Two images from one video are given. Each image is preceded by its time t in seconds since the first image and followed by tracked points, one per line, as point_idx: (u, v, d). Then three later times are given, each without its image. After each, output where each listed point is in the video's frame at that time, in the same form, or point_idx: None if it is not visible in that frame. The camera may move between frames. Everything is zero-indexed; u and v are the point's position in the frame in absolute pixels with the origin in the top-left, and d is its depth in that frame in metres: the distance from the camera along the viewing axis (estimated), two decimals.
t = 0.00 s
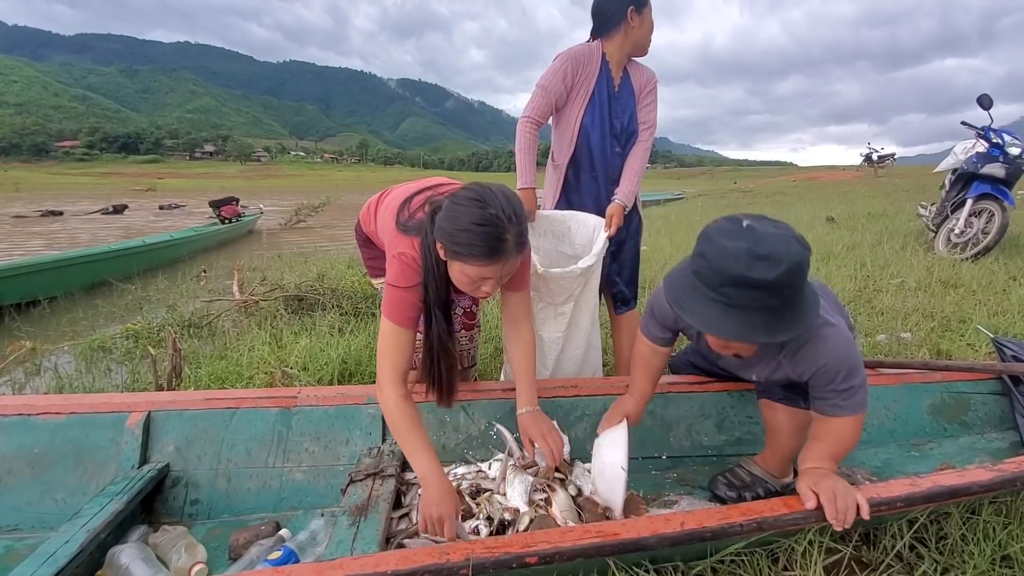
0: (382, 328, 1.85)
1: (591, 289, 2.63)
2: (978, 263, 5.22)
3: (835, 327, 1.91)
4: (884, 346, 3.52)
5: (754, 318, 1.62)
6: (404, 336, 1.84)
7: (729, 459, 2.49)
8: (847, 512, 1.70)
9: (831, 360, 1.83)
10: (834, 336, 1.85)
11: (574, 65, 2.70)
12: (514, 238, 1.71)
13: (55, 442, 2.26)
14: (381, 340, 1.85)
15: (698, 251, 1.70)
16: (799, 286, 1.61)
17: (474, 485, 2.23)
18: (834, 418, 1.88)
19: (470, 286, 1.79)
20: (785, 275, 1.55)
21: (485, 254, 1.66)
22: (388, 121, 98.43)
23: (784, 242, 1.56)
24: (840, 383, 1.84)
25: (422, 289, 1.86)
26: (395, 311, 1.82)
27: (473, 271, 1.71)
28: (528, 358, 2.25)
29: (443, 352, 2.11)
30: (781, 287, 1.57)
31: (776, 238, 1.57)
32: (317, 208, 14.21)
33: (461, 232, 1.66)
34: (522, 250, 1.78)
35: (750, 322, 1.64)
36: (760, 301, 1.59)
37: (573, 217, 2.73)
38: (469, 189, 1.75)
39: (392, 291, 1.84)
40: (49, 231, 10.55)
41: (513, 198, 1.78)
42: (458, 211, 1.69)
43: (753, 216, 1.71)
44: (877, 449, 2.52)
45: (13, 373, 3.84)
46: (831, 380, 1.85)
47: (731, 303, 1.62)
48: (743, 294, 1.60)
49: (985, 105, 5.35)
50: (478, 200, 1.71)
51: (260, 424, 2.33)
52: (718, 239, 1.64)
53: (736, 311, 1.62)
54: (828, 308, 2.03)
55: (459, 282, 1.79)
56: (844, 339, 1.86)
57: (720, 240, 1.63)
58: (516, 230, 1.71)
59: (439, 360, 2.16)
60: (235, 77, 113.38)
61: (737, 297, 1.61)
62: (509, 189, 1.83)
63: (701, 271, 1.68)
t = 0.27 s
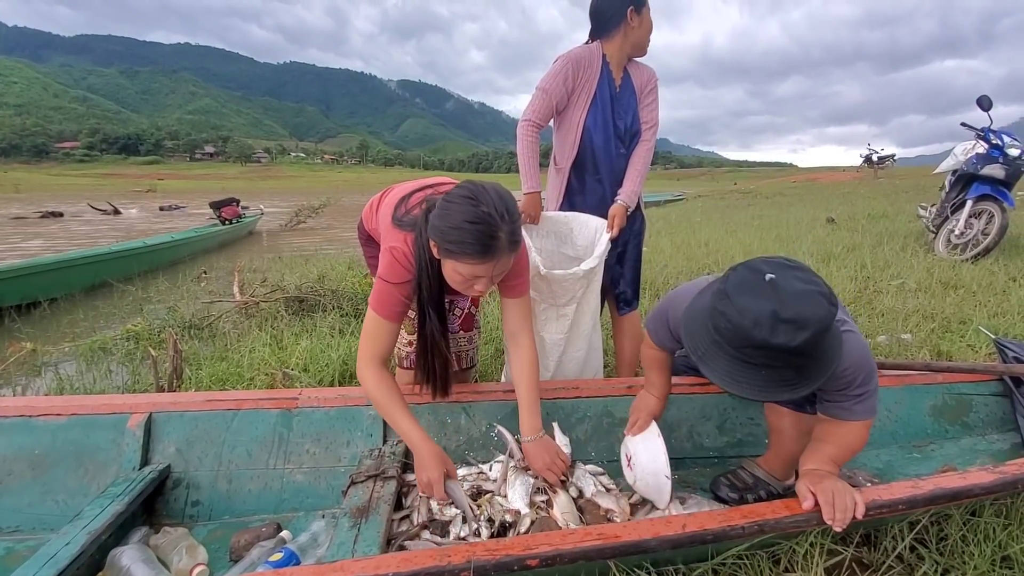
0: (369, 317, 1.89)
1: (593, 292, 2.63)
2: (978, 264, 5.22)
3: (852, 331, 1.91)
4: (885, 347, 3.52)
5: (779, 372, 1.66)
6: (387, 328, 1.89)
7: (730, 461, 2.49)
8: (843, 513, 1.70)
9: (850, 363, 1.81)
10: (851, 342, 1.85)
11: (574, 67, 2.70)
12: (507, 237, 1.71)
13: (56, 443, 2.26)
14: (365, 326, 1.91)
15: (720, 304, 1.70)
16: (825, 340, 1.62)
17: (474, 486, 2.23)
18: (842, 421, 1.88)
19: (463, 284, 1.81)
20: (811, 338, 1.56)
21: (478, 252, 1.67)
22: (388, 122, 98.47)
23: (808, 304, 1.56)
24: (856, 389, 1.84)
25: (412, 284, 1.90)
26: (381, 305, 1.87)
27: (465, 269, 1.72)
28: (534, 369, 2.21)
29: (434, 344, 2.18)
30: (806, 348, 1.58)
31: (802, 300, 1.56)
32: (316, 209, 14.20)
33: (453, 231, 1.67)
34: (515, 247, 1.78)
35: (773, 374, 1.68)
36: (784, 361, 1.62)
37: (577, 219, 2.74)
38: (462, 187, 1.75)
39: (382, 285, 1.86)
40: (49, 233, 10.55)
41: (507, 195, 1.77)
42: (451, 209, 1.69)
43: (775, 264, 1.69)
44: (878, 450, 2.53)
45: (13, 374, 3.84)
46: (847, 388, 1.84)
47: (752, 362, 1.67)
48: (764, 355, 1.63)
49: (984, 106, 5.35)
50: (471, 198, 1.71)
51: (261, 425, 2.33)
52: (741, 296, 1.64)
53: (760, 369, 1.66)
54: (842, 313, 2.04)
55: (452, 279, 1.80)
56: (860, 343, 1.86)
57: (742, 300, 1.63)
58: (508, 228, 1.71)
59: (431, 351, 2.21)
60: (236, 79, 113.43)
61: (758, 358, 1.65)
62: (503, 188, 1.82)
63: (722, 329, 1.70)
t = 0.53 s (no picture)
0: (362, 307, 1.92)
1: (594, 294, 2.62)
2: (978, 266, 5.22)
3: (860, 333, 1.92)
4: (885, 349, 3.52)
5: (786, 357, 1.66)
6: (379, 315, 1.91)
7: (731, 462, 2.49)
8: (844, 511, 1.70)
9: (857, 362, 1.82)
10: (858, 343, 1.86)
11: (578, 68, 2.69)
12: (505, 225, 1.71)
13: (56, 444, 2.26)
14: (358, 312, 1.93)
15: (728, 290, 1.71)
16: (832, 327, 1.62)
17: (474, 487, 2.23)
18: (843, 420, 1.88)
19: (461, 274, 1.81)
20: (818, 322, 1.56)
21: (476, 240, 1.67)
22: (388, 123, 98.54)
23: (815, 287, 1.56)
24: (861, 390, 1.85)
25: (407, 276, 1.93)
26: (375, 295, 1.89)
27: (464, 258, 1.72)
28: (535, 363, 2.19)
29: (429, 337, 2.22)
30: (813, 332, 1.58)
31: (808, 283, 1.56)
32: (316, 211, 14.21)
33: (451, 219, 1.67)
34: (513, 237, 1.78)
35: (780, 360, 1.68)
36: (791, 345, 1.62)
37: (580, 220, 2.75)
38: (460, 177, 1.76)
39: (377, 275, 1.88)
40: (49, 233, 10.54)
41: (504, 184, 1.77)
42: (450, 198, 1.70)
43: (784, 252, 1.70)
44: (879, 452, 2.53)
45: (13, 375, 3.84)
46: (851, 388, 1.85)
47: (760, 348, 1.67)
48: (772, 339, 1.63)
49: (985, 108, 5.35)
50: (469, 187, 1.72)
51: (262, 426, 2.33)
52: (748, 281, 1.65)
53: (769, 353, 1.66)
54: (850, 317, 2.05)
55: (450, 269, 1.81)
56: (868, 346, 1.88)
57: (750, 284, 1.64)
58: (507, 217, 1.71)
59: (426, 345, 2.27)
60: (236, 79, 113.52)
61: (767, 342, 1.65)
62: (501, 177, 1.83)
63: (729, 315, 1.71)
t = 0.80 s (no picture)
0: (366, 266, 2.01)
1: (594, 296, 2.62)
2: (979, 269, 5.22)
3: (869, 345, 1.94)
4: (885, 351, 3.52)
5: (801, 373, 1.68)
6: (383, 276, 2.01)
7: (731, 465, 2.49)
8: (845, 514, 1.70)
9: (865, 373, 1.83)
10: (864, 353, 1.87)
11: (577, 68, 2.70)
12: (527, 166, 1.77)
13: (57, 446, 2.26)
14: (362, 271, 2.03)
15: (749, 301, 1.71)
16: (850, 345, 1.63)
17: (475, 490, 2.23)
18: (847, 427, 1.89)
19: (483, 224, 1.84)
20: (839, 341, 1.57)
21: (504, 185, 1.72)
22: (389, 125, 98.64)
23: (839, 306, 1.56)
24: (867, 399, 1.86)
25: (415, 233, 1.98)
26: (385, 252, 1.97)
27: (491, 205, 1.75)
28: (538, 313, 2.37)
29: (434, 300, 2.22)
30: (832, 350, 1.59)
31: (833, 302, 1.57)
32: (317, 212, 14.22)
33: (479, 164, 1.70)
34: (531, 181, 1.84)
35: (795, 375, 1.70)
36: (808, 361, 1.64)
37: (583, 223, 2.76)
38: (474, 124, 1.79)
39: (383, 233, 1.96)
40: (49, 235, 10.54)
41: (517, 130, 1.83)
42: (468, 147, 1.74)
43: (808, 266, 1.70)
44: (879, 455, 2.53)
45: (14, 376, 3.85)
46: (858, 398, 1.86)
47: (777, 362, 1.69)
48: (791, 355, 1.64)
49: (985, 111, 5.36)
50: (488, 132, 1.75)
51: (262, 428, 2.33)
52: (770, 295, 1.65)
53: (784, 369, 1.68)
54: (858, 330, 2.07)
55: (471, 220, 1.83)
56: (876, 357, 1.90)
57: (773, 298, 1.64)
58: (527, 159, 1.77)
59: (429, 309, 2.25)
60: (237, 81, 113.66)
61: (785, 358, 1.67)
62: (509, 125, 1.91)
63: (748, 327, 1.71)
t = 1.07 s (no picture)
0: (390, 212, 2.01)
1: (592, 300, 2.64)
2: (979, 272, 5.23)
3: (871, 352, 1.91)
4: (885, 354, 3.52)
5: (806, 389, 1.68)
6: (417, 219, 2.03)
7: (731, 467, 2.49)
8: (845, 518, 1.70)
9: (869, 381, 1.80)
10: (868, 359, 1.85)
11: (574, 71, 2.72)
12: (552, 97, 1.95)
13: (57, 447, 2.26)
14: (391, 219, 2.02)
15: (756, 315, 1.71)
16: (856, 363, 1.63)
17: (475, 492, 2.23)
18: (851, 434, 1.87)
19: (516, 153, 1.99)
20: (846, 360, 1.57)
21: (539, 110, 1.89)
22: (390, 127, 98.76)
23: (847, 324, 1.56)
24: (871, 407, 1.84)
25: (438, 172, 1.96)
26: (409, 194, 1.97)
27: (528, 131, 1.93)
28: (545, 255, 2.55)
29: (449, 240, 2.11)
30: (839, 368, 1.59)
31: (842, 321, 1.56)
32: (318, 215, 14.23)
33: (520, 92, 1.85)
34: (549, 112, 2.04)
35: (800, 391, 1.70)
36: (814, 378, 1.64)
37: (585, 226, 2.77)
38: (499, 57, 1.91)
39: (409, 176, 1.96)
40: (50, 237, 10.55)
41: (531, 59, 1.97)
42: (503, 82, 1.85)
43: (817, 281, 1.69)
44: (879, 458, 2.53)
45: (14, 378, 3.85)
46: (862, 406, 1.83)
47: (783, 377, 1.69)
48: (796, 371, 1.64)
49: (985, 114, 5.36)
50: (517, 64, 1.88)
51: (262, 430, 2.33)
52: (779, 311, 1.64)
53: (788, 384, 1.68)
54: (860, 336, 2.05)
55: (505, 148, 1.96)
56: (879, 364, 1.87)
57: (781, 314, 1.63)
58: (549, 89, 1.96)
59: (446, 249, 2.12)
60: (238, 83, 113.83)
61: (790, 373, 1.67)
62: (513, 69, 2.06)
63: (754, 342, 1.71)
